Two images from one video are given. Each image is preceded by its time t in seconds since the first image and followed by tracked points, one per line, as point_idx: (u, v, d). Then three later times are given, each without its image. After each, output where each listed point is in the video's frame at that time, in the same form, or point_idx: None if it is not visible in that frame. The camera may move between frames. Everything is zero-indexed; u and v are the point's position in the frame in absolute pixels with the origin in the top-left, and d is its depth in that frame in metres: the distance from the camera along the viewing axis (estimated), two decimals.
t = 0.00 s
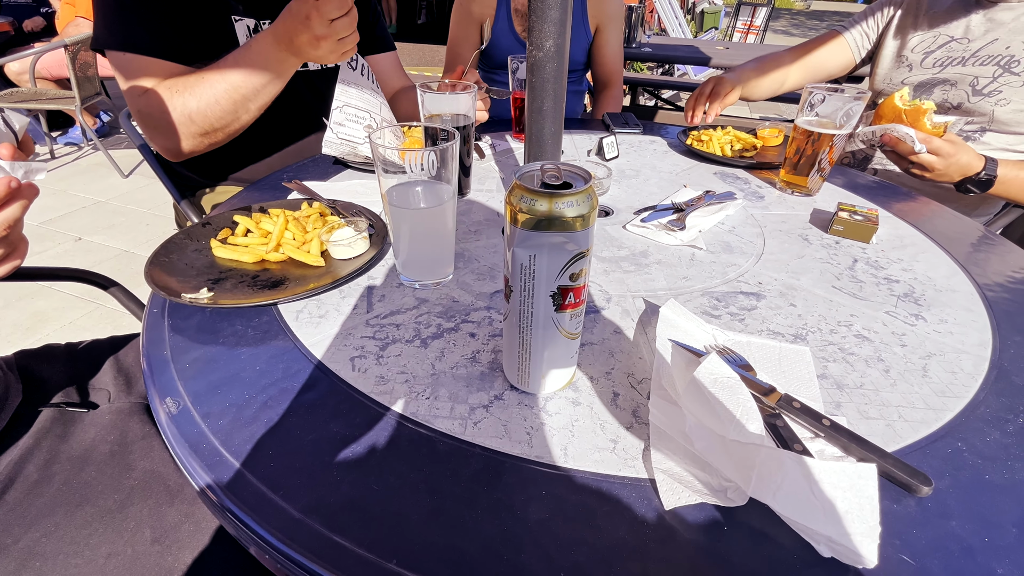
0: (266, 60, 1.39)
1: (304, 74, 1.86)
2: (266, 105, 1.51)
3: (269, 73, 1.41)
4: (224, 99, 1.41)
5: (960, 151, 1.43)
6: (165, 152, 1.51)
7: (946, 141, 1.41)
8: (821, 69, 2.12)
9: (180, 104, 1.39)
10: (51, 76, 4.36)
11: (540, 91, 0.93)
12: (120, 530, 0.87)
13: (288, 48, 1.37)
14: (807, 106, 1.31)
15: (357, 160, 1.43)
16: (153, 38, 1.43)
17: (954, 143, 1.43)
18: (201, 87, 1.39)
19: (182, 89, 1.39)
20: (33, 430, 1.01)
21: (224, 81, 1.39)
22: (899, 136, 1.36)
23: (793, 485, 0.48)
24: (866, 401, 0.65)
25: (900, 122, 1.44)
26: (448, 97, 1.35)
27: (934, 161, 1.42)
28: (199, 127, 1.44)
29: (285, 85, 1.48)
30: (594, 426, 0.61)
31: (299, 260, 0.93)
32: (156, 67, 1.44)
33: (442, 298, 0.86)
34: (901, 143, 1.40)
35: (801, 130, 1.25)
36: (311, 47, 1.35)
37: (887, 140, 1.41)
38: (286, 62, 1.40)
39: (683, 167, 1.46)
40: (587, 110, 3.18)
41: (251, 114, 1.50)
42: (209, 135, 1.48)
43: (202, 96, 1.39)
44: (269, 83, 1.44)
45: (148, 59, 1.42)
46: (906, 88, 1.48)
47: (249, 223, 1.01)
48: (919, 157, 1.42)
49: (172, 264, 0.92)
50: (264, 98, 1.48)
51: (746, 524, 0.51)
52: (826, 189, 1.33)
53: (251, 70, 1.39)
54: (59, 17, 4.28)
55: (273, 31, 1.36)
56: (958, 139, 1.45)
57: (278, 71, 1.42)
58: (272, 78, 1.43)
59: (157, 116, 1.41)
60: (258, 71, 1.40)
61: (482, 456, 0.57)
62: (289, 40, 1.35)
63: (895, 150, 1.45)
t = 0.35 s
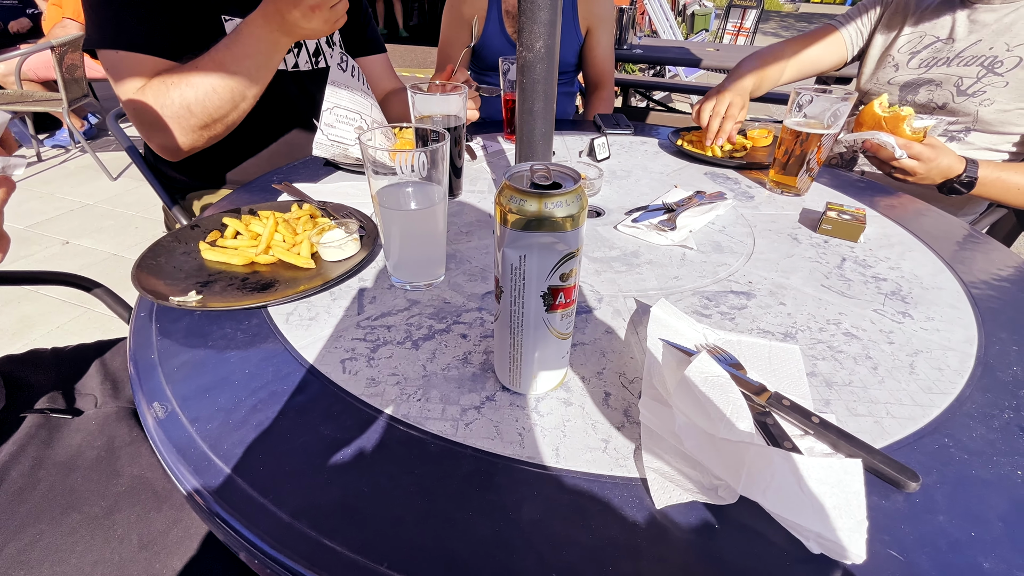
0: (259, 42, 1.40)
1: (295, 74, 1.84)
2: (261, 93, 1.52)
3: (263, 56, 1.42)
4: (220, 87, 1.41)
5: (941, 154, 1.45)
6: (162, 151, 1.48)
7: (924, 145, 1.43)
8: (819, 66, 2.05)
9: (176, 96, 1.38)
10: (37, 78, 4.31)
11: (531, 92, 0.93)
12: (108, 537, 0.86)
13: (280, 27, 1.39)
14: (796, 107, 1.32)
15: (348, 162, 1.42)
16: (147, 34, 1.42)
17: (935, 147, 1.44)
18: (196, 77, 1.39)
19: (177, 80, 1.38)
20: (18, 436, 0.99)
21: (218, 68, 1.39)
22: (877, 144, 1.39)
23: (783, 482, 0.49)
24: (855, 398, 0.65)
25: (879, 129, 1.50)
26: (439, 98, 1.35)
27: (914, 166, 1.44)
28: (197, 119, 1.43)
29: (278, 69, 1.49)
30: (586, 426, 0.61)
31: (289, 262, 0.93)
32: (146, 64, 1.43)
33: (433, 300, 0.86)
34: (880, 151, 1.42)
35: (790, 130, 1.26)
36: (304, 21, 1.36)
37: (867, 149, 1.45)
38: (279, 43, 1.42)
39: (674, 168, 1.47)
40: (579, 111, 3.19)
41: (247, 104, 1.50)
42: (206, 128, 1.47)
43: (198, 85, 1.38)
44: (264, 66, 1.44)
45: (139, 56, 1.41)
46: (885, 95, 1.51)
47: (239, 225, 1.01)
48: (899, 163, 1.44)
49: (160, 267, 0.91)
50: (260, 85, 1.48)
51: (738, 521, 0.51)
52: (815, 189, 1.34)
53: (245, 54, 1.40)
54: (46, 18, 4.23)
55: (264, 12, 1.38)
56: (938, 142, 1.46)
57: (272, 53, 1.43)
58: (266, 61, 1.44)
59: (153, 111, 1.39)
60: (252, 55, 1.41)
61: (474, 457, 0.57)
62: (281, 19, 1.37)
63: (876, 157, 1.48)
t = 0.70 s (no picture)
0: (252, 40, 1.40)
1: (285, 76, 1.83)
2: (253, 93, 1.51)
3: (256, 54, 1.42)
4: (215, 86, 1.40)
5: (927, 155, 1.47)
6: (153, 153, 1.45)
7: (912, 148, 1.43)
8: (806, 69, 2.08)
9: (169, 95, 1.36)
10: (23, 80, 4.26)
11: (520, 92, 0.93)
12: (93, 544, 0.84)
13: (274, 26, 1.39)
14: (784, 107, 1.33)
15: (338, 163, 1.41)
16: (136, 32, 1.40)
17: (922, 148, 1.46)
18: (189, 76, 1.37)
19: (168, 80, 1.36)
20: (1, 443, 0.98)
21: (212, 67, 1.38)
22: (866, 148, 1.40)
23: (772, 480, 0.49)
24: (844, 396, 0.65)
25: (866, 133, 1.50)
26: (429, 99, 1.35)
27: (903, 167, 1.45)
28: (192, 119, 1.41)
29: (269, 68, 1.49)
30: (576, 426, 0.61)
31: (278, 264, 0.92)
32: (136, 65, 1.41)
33: (423, 301, 0.86)
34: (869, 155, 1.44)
35: (779, 130, 1.27)
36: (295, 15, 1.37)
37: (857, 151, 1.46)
38: (272, 41, 1.43)
39: (665, 168, 1.47)
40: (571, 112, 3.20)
41: (240, 104, 1.49)
42: (199, 128, 1.45)
43: (192, 84, 1.37)
44: (257, 65, 1.45)
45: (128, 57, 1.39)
46: (870, 99, 1.52)
47: (227, 227, 1.00)
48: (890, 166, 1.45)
49: (146, 270, 0.90)
50: (253, 85, 1.48)
51: (727, 520, 0.51)
52: (804, 189, 1.35)
53: (238, 53, 1.40)
54: (32, 20, 4.18)
55: (257, 11, 1.39)
56: (925, 144, 1.48)
57: (264, 51, 1.44)
58: (260, 60, 1.44)
59: (145, 112, 1.36)
60: (246, 53, 1.41)
61: (464, 459, 0.56)
62: (274, 16, 1.38)
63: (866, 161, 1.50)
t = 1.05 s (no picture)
0: (240, 11, 1.43)
1: (274, 80, 1.81)
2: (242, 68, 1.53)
3: (246, 26, 1.45)
4: (211, 62, 1.41)
5: (919, 153, 1.47)
6: (154, 144, 1.42)
7: (904, 146, 1.45)
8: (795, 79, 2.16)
9: (169, 76, 1.36)
10: (9, 82, 4.20)
11: (510, 93, 0.92)
12: (79, 553, 0.83)
13: None
14: (775, 108, 1.35)
15: (328, 165, 1.41)
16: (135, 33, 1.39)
17: (913, 147, 1.47)
18: (185, 54, 1.37)
19: (166, 61, 1.35)
20: None
21: (205, 42, 1.40)
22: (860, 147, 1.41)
23: (764, 479, 0.49)
24: (835, 395, 0.66)
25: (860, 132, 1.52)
26: (420, 100, 1.34)
27: (894, 167, 1.46)
28: (193, 100, 1.41)
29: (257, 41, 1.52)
30: (569, 428, 0.60)
31: (268, 268, 0.91)
32: (128, 54, 1.35)
33: (415, 303, 0.85)
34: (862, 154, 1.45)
35: (769, 130, 1.28)
36: None
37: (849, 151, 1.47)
38: (257, 11, 1.46)
39: (656, 169, 1.47)
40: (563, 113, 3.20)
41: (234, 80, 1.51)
42: (199, 110, 1.45)
43: (190, 62, 1.38)
44: (247, 38, 1.47)
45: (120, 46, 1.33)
46: (864, 97, 1.54)
47: (216, 230, 0.98)
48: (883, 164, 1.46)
49: (133, 274, 0.89)
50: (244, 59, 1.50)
51: (720, 520, 0.51)
52: (794, 188, 1.36)
53: (229, 25, 1.42)
54: (17, 21, 4.13)
55: None
56: (917, 142, 1.48)
57: (251, 22, 1.46)
58: (249, 32, 1.46)
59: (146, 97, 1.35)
60: (236, 26, 1.43)
61: (456, 462, 0.56)
62: None
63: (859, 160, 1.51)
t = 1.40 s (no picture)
0: (190, 31, 1.34)
1: (264, 79, 1.81)
2: (199, 96, 1.43)
3: (196, 47, 1.36)
4: (153, 85, 1.31)
5: (906, 152, 1.48)
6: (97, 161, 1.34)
7: (891, 146, 1.46)
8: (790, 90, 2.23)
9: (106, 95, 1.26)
10: None
11: (501, 93, 0.92)
12: (65, 561, 0.82)
13: (213, 16, 1.35)
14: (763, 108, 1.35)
15: (318, 166, 1.40)
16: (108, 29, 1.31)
17: (900, 146, 1.47)
18: (128, 74, 1.29)
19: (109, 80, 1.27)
20: None
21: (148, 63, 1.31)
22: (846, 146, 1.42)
23: (756, 478, 0.49)
24: (825, 392, 0.66)
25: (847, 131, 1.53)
26: (411, 101, 1.34)
27: (881, 165, 1.47)
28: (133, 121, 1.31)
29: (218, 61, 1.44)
30: (560, 428, 0.60)
31: (257, 269, 0.90)
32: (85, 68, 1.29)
33: (406, 304, 0.85)
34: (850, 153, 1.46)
35: (759, 130, 1.29)
36: (241, 4, 1.36)
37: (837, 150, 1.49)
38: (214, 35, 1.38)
39: (648, 169, 1.48)
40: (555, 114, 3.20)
41: (187, 107, 1.41)
42: (143, 133, 1.35)
43: (131, 82, 1.29)
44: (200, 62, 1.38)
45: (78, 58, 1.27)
46: (852, 97, 1.55)
47: (204, 231, 0.97)
48: (870, 164, 1.48)
49: (119, 277, 0.88)
50: (199, 86, 1.41)
51: (712, 518, 0.51)
52: (785, 187, 1.36)
53: (182, 44, 1.34)
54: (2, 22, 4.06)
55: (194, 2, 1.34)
56: (904, 141, 1.49)
57: (207, 44, 1.38)
58: (202, 55, 1.38)
59: (90, 116, 1.27)
60: (184, 48, 1.35)
61: (447, 464, 0.55)
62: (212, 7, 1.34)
63: (847, 159, 1.52)
